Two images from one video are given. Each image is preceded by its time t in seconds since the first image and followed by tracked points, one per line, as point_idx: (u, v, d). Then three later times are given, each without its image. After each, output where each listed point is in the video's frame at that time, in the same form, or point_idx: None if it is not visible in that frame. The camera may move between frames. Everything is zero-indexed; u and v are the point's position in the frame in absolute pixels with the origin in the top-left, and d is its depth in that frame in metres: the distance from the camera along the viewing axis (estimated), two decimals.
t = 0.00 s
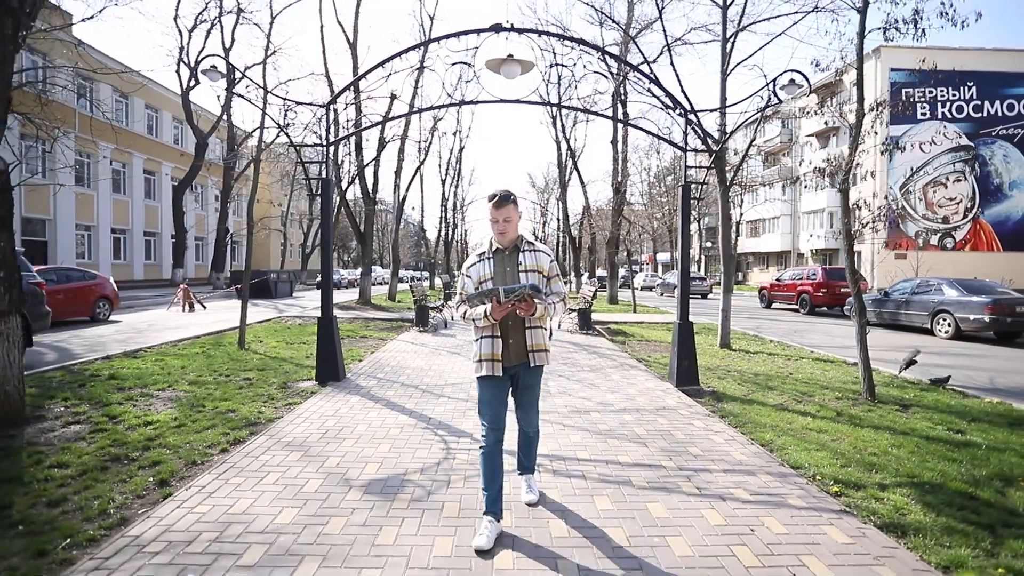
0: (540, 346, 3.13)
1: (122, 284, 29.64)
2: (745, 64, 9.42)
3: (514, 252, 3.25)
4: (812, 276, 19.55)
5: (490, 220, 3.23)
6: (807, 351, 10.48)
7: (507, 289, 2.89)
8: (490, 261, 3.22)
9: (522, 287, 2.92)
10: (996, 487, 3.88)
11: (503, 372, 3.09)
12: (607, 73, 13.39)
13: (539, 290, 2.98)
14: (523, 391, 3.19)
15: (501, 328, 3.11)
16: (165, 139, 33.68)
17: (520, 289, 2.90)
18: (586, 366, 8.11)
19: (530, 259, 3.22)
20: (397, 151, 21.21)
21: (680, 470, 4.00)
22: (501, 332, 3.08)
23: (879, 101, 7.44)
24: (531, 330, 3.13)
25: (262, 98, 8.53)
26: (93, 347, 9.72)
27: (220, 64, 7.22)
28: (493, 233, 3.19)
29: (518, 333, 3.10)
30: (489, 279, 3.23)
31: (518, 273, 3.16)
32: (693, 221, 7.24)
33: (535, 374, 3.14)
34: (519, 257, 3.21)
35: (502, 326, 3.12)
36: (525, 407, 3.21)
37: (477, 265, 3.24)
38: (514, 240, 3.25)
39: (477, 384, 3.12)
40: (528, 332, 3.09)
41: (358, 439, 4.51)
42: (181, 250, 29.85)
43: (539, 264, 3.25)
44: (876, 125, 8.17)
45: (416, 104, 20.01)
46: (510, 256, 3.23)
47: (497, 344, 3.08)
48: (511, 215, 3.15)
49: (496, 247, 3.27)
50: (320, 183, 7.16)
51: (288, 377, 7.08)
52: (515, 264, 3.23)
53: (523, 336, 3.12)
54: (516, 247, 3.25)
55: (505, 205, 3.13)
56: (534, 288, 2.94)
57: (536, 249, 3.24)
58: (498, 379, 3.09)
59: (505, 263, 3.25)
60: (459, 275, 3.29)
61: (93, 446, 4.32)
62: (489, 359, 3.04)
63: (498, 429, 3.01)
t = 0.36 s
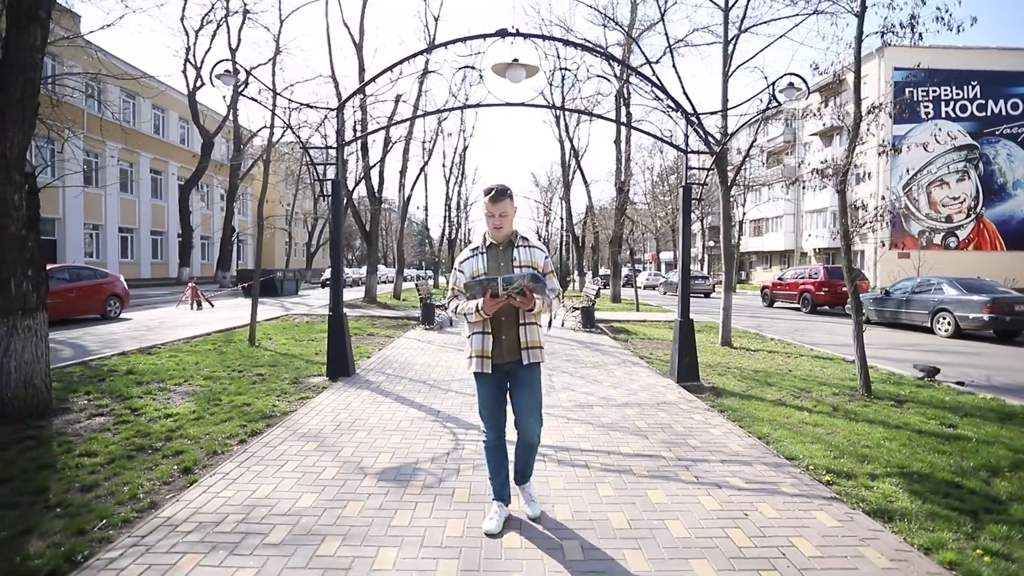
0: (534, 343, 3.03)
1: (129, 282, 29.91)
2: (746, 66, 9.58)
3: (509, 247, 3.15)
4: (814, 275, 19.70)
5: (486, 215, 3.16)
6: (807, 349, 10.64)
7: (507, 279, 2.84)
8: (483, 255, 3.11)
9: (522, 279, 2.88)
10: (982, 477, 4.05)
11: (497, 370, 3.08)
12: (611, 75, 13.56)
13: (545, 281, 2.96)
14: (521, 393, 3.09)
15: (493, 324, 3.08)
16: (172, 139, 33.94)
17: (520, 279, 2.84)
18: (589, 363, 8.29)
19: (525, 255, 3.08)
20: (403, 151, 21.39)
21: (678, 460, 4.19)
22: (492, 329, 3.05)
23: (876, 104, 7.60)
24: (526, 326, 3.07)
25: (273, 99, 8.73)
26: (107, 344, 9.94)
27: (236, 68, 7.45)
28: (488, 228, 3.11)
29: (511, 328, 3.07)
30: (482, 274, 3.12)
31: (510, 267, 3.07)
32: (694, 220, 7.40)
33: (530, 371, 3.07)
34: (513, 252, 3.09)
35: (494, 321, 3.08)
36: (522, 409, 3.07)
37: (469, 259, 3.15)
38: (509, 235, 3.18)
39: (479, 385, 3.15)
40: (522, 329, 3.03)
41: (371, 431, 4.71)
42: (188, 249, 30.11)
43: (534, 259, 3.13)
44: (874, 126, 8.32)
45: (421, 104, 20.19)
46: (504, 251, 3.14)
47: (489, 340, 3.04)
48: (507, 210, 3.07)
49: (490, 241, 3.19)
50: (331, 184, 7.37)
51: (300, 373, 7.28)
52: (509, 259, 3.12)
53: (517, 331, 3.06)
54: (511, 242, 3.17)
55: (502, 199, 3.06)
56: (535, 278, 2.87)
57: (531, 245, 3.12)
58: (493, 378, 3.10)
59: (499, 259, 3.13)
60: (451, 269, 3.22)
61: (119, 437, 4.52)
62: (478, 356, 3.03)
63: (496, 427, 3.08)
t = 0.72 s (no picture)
0: (540, 344, 2.93)
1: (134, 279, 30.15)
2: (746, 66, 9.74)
3: (517, 247, 3.04)
4: (813, 272, 19.88)
5: (495, 212, 3.05)
6: (804, 345, 10.83)
7: (527, 279, 2.84)
8: (489, 254, 3.04)
9: (540, 279, 2.90)
10: (966, 464, 4.24)
11: (500, 368, 3.00)
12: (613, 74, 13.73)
13: (565, 279, 2.95)
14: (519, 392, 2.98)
15: (498, 324, 2.98)
16: (175, 137, 34.15)
17: (538, 279, 2.85)
18: (591, 358, 8.49)
19: (532, 256, 2.99)
20: (405, 150, 21.58)
21: (676, 448, 4.38)
22: (498, 328, 2.96)
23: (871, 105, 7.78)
24: (532, 327, 2.97)
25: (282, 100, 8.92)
26: (118, 339, 10.16)
27: (247, 70, 7.64)
28: (496, 226, 3.01)
29: (515, 329, 2.97)
30: (488, 273, 3.05)
31: (518, 268, 2.98)
32: (693, 218, 7.59)
33: (530, 372, 2.97)
34: (521, 253, 3.00)
35: (499, 321, 2.99)
36: (516, 407, 2.94)
37: (475, 257, 3.07)
38: (517, 235, 3.06)
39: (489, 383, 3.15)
40: (527, 329, 2.94)
41: (382, 420, 4.91)
42: (192, 247, 30.32)
43: (541, 260, 3.01)
44: (871, 127, 8.49)
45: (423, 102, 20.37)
46: (512, 251, 3.04)
47: (495, 340, 2.96)
48: (518, 209, 2.96)
49: (496, 240, 3.08)
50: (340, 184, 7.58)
51: (309, 367, 7.49)
52: (516, 260, 3.03)
53: (522, 332, 2.97)
54: (518, 242, 3.06)
55: (513, 199, 2.95)
56: (554, 277, 2.88)
57: (539, 244, 3.01)
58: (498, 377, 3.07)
59: (505, 259, 3.04)
60: (458, 267, 3.12)
61: (141, 426, 4.74)
62: (485, 355, 2.94)
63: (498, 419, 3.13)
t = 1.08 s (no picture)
0: (548, 341, 3.00)
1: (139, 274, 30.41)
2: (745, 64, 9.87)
3: (529, 241, 3.15)
4: (813, 267, 20.03)
5: (508, 206, 3.12)
6: (801, 338, 11.01)
7: (539, 273, 2.94)
8: (500, 247, 3.13)
9: (552, 273, 3.00)
10: (949, 451, 4.43)
11: (506, 364, 3.05)
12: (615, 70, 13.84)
13: (576, 274, 3.06)
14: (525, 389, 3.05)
15: (505, 319, 3.05)
16: (178, 133, 34.30)
17: (550, 273, 2.94)
18: (591, 351, 8.68)
19: (544, 250, 3.10)
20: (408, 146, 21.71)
21: (672, 436, 4.58)
22: (505, 322, 3.03)
23: (866, 103, 7.93)
24: (541, 323, 3.04)
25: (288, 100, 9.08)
26: (128, 333, 10.38)
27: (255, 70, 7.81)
28: (510, 220, 3.08)
29: (523, 324, 3.03)
30: (497, 264, 3.14)
31: (530, 261, 3.09)
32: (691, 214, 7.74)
33: (539, 369, 3.04)
34: (533, 246, 3.11)
35: (506, 314, 3.06)
36: (524, 405, 3.02)
37: (486, 249, 3.16)
38: (529, 230, 3.16)
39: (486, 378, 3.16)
40: (536, 325, 3.01)
41: (389, 410, 5.11)
42: (196, 243, 30.54)
43: (552, 256, 3.13)
44: (867, 124, 8.62)
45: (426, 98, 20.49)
46: (524, 245, 3.14)
47: (501, 334, 3.03)
48: (532, 203, 3.04)
49: (508, 233, 3.17)
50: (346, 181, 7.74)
51: (316, 360, 7.69)
52: (528, 254, 3.13)
53: (530, 328, 3.03)
54: (531, 237, 3.16)
55: (529, 192, 3.01)
56: (566, 271, 3.00)
57: (551, 240, 3.12)
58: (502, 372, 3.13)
59: (517, 251, 3.14)
60: (467, 260, 3.22)
61: (159, 415, 4.94)
62: (491, 350, 3.00)
63: (498, 416, 3.15)
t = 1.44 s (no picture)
0: (556, 337, 3.09)
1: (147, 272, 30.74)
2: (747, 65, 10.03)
3: (537, 236, 3.35)
4: (816, 265, 20.16)
5: (517, 203, 3.29)
6: (801, 335, 11.17)
7: (547, 266, 2.99)
8: (509, 242, 3.30)
9: (559, 266, 3.03)
10: (936, 440, 4.60)
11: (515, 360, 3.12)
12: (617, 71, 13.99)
13: (583, 265, 3.09)
14: (532, 385, 3.17)
15: (514, 314, 3.15)
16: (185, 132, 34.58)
17: (558, 266, 2.99)
18: (593, 346, 8.87)
19: (553, 245, 3.27)
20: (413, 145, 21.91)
21: (670, 426, 4.76)
22: (514, 318, 3.12)
23: (864, 103, 8.07)
24: (549, 319, 3.14)
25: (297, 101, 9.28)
26: (141, 329, 10.61)
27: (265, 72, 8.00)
28: (519, 214, 3.26)
29: (532, 319, 3.14)
30: (506, 259, 3.31)
31: (538, 255, 3.25)
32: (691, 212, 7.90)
33: (546, 365, 3.15)
34: (542, 242, 3.29)
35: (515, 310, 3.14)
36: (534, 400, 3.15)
37: (494, 245, 3.33)
38: (537, 224, 3.36)
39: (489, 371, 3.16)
40: (545, 321, 3.11)
41: (397, 401, 5.32)
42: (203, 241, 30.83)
43: (560, 250, 3.29)
44: (867, 124, 8.76)
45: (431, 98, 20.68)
46: (532, 240, 3.33)
47: (509, 329, 3.11)
48: (541, 197, 3.22)
49: (517, 229, 3.36)
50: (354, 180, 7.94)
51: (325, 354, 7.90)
52: (537, 248, 3.32)
53: (538, 322, 3.15)
54: (539, 232, 3.36)
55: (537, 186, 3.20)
56: (573, 264, 3.02)
57: (559, 235, 3.29)
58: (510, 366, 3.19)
59: (525, 246, 3.33)
60: (475, 255, 3.36)
61: (177, 405, 5.16)
62: (500, 345, 3.07)
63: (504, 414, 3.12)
